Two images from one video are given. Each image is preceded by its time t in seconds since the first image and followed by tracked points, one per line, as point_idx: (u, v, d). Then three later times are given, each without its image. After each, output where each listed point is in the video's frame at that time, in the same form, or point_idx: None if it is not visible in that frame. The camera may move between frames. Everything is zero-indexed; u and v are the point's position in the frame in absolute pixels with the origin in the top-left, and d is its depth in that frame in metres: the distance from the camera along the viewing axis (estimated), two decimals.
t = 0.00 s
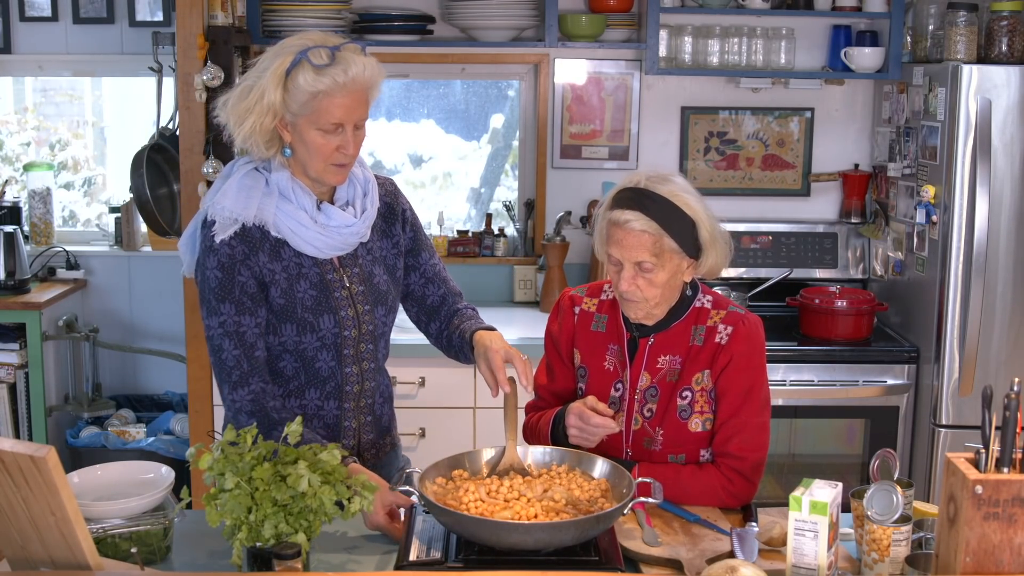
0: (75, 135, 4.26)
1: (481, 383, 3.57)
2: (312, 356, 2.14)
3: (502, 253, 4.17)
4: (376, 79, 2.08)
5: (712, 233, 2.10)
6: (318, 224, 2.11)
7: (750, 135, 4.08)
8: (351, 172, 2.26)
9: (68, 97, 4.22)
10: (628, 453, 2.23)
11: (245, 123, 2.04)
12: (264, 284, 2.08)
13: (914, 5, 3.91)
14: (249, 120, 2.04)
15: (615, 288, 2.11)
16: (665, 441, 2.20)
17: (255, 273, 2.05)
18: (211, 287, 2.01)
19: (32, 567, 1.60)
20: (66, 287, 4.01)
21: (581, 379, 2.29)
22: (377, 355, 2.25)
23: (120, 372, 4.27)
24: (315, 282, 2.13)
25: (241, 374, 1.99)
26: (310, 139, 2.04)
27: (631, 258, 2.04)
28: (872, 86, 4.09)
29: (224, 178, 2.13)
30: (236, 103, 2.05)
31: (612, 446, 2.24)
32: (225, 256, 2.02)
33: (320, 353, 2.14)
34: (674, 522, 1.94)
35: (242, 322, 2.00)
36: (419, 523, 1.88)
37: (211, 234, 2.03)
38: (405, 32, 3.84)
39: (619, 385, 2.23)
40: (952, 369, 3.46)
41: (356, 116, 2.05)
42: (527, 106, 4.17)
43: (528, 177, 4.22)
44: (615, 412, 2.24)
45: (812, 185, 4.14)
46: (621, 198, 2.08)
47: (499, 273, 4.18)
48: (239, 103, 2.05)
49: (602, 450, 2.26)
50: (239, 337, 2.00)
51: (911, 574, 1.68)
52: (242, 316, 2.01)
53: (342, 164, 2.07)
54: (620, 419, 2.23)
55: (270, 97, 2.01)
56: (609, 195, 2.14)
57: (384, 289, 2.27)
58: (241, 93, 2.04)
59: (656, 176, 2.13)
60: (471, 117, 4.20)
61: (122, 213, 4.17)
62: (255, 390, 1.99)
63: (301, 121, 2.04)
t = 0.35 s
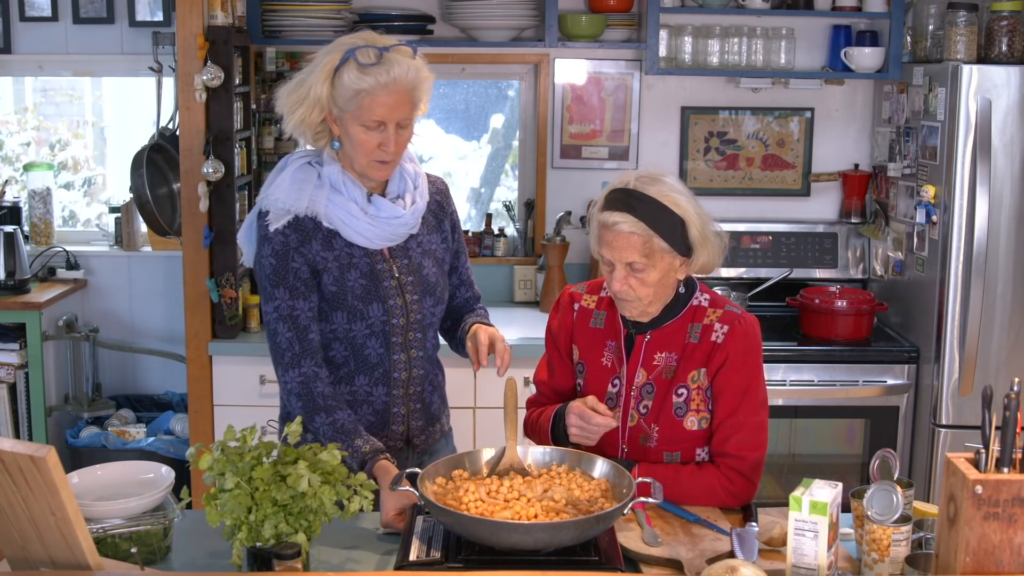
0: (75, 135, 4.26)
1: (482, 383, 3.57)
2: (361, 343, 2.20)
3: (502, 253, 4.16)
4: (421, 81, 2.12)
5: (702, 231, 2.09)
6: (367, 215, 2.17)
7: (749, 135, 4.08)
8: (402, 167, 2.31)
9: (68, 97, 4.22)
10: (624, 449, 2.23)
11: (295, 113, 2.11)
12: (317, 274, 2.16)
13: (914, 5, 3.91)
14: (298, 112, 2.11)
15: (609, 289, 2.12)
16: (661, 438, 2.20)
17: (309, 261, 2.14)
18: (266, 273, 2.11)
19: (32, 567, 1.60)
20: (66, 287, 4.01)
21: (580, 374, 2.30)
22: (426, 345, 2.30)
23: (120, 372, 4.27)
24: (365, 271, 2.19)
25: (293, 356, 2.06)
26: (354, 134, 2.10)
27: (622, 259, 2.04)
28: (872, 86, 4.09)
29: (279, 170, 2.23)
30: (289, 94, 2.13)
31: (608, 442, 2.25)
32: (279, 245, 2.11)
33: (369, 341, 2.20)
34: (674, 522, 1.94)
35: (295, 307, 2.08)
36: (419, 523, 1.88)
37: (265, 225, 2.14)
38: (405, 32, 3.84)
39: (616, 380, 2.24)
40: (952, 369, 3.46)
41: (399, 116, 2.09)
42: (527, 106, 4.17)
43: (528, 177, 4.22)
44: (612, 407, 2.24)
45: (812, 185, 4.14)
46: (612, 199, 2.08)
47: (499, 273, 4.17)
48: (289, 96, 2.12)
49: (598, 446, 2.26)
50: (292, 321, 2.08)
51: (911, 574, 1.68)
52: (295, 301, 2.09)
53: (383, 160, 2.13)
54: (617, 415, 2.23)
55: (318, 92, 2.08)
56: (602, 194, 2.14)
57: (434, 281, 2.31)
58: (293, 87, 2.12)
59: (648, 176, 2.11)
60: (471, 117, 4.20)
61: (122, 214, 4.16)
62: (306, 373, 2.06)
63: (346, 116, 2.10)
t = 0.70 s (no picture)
0: (75, 135, 4.26)
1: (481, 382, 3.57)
2: (382, 353, 2.20)
3: (502, 253, 4.16)
4: (477, 115, 2.07)
5: (697, 226, 2.09)
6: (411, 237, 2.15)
7: (749, 135, 4.08)
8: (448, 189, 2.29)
9: (68, 97, 4.23)
10: (619, 444, 2.22)
11: (350, 127, 2.11)
12: (354, 285, 2.15)
13: (914, 5, 3.92)
14: (354, 127, 2.10)
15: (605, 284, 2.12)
16: (655, 434, 2.19)
17: (348, 272, 2.12)
18: (307, 277, 2.09)
19: (32, 567, 1.60)
20: (66, 287, 4.01)
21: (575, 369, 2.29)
22: (443, 357, 2.31)
23: (120, 372, 4.27)
24: (396, 287, 2.19)
25: (319, 356, 2.05)
26: (402, 158, 2.08)
27: (619, 253, 2.05)
28: (872, 86, 4.09)
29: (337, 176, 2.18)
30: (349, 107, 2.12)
31: (602, 437, 2.24)
32: (323, 253, 2.09)
33: (390, 352, 2.21)
34: (674, 522, 1.94)
35: (331, 311, 2.06)
36: (418, 523, 1.87)
37: (314, 232, 2.11)
38: (405, 32, 3.84)
39: (613, 374, 2.23)
40: (952, 369, 3.46)
41: (448, 146, 2.05)
42: (527, 106, 4.17)
43: (528, 177, 4.22)
44: (607, 402, 2.23)
45: (812, 185, 4.14)
46: (609, 194, 2.09)
47: (499, 273, 4.17)
48: (347, 111, 2.12)
49: (593, 442, 2.26)
50: (325, 324, 2.06)
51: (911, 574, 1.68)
52: (331, 305, 2.08)
53: (428, 185, 2.10)
54: (612, 410, 2.23)
55: (373, 113, 2.06)
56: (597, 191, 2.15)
57: (457, 298, 2.32)
58: (352, 103, 2.11)
59: (643, 171, 2.12)
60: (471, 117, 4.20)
61: (122, 214, 4.16)
62: (329, 374, 2.05)
63: (398, 139, 2.07)
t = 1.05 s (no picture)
0: (75, 135, 4.26)
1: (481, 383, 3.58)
2: (339, 379, 2.20)
3: (502, 253, 4.16)
4: (488, 187, 2.04)
5: (703, 215, 2.13)
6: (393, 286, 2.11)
7: (749, 135, 4.08)
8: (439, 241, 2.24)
9: (68, 97, 4.22)
10: (630, 436, 2.23)
11: (358, 181, 2.06)
12: (333, 315, 2.09)
13: (914, 5, 3.92)
14: (362, 181, 2.06)
15: (612, 275, 2.13)
16: (667, 426, 2.20)
17: (331, 303, 2.07)
18: (292, 301, 2.02)
19: (32, 567, 1.60)
20: (66, 287, 4.01)
21: (582, 362, 2.29)
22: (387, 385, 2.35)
23: (120, 372, 4.27)
24: (366, 323, 2.15)
25: (300, 381, 2.00)
26: (406, 218, 2.05)
27: (629, 242, 2.07)
28: (872, 86, 4.09)
29: (336, 204, 2.12)
30: (359, 160, 2.07)
31: (612, 430, 2.24)
32: (313, 279, 2.03)
33: (346, 380, 2.21)
34: (674, 522, 1.94)
35: (316, 339, 2.01)
36: (419, 524, 1.88)
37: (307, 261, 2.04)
38: (405, 32, 3.84)
39: (620, 367, 2.23)
40: (952, 369, 3.46)
41: (454, 214, 2.02)
42: (527, 106, 4.17)
43: (528, 176, 4.22)
44: (616, 395, 2.24)
45: (812, 185, 4.14)
46: (617, 184, 2.12)
47: (499, 273, 4.17)
48: (358, 162, 2.07)
49: (602, 435, 2.26)
50: (308, 349, 2.01)
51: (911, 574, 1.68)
52: (316, 333, 2.03)
53: (427, 247, 2.09)
54: (621, 402, 2.23)
55: (385, 170, 2.02)
56: (604, 182, 2.18)
57: (413, 332, 2.32)
58: (364, 155, 2.07)
59: (649, 161, 2.15)
60: (471, 117, 4.21)
61: (122, 213, 4.16)
62: (309, 398, 2.00)
63: (404, 199, 2.04)
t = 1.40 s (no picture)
0: (75, 135, 4.26)
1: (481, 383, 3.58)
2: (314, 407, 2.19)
3: (502, 253, 4.16)
4: (461, 277, 1.93)
5: (719, 209, 2.16)
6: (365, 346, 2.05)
7: (750, 135, 4.08)
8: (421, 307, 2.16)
9: (68, 97, 4.22)
10: (652, 430, 2.24)
11: (327, 275, 1.96)
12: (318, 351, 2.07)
13: (914, 5, 3.92)
14: (331, 275, 1.95)
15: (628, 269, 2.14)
16: (691, 419, 2.22)
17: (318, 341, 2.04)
18: (284, 334, 2.01)
19: (32, 567, 1.60)
20: (66, 287, 4.00)
21: (598, 359, 2.29)
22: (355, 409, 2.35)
23: (120, 372, 4.27)
24: (342, 364, 2.13)
25: (298, 410, 2.01)
26: (380, 309, 1.95)
27: (648, 234, 2.09)
28: (872, 86, 4.09)
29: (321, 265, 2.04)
30: (328, 254, 1.97)
31: (634, 426, 2.25)
32: (303, 317, 2.01)
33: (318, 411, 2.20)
34: (674, 522, 1.94)
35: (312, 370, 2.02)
36: (419, 524, 1.88)
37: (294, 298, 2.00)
38: (405, 32, 3.83)
39: (638, 362, 2.24)
40: (952, 369, 3.46)
41: (426, 306, 1.93)
42: (527, 106, 4.17)
43: (528, 176, 4.22)
44: (636, 390, 2.24)
45: (812, 185, 4.14)
46: (635, 177, 2.15)
47: (499, 273, 4.17)
48: (326, 257, 1.97)
49: (623, 431, 2.26)
50: (305, 379, 2.01)
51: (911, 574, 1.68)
52: (310, 364, 2.03)
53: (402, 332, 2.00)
54: (642, 397, 2.24)
55: (354, 268, 1.92)
56: (620, 177, 2.21)
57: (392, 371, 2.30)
58: (333, 251, 1.97)
59: (665, 155, 2.18)
60: (471, 117, 4.21)
61: (122, 214, 4.16)
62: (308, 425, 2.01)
63: (376, 293, 1.94)
